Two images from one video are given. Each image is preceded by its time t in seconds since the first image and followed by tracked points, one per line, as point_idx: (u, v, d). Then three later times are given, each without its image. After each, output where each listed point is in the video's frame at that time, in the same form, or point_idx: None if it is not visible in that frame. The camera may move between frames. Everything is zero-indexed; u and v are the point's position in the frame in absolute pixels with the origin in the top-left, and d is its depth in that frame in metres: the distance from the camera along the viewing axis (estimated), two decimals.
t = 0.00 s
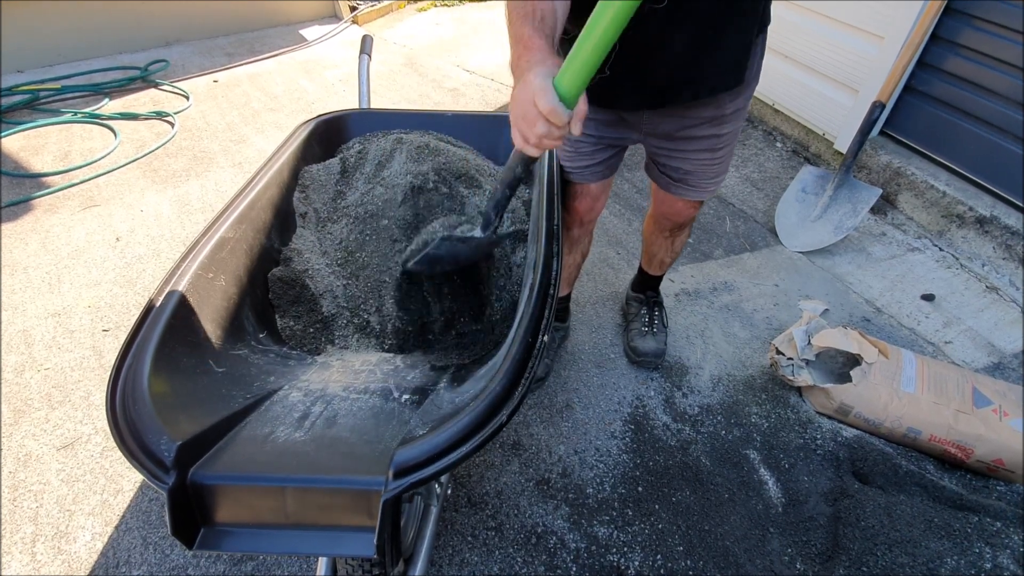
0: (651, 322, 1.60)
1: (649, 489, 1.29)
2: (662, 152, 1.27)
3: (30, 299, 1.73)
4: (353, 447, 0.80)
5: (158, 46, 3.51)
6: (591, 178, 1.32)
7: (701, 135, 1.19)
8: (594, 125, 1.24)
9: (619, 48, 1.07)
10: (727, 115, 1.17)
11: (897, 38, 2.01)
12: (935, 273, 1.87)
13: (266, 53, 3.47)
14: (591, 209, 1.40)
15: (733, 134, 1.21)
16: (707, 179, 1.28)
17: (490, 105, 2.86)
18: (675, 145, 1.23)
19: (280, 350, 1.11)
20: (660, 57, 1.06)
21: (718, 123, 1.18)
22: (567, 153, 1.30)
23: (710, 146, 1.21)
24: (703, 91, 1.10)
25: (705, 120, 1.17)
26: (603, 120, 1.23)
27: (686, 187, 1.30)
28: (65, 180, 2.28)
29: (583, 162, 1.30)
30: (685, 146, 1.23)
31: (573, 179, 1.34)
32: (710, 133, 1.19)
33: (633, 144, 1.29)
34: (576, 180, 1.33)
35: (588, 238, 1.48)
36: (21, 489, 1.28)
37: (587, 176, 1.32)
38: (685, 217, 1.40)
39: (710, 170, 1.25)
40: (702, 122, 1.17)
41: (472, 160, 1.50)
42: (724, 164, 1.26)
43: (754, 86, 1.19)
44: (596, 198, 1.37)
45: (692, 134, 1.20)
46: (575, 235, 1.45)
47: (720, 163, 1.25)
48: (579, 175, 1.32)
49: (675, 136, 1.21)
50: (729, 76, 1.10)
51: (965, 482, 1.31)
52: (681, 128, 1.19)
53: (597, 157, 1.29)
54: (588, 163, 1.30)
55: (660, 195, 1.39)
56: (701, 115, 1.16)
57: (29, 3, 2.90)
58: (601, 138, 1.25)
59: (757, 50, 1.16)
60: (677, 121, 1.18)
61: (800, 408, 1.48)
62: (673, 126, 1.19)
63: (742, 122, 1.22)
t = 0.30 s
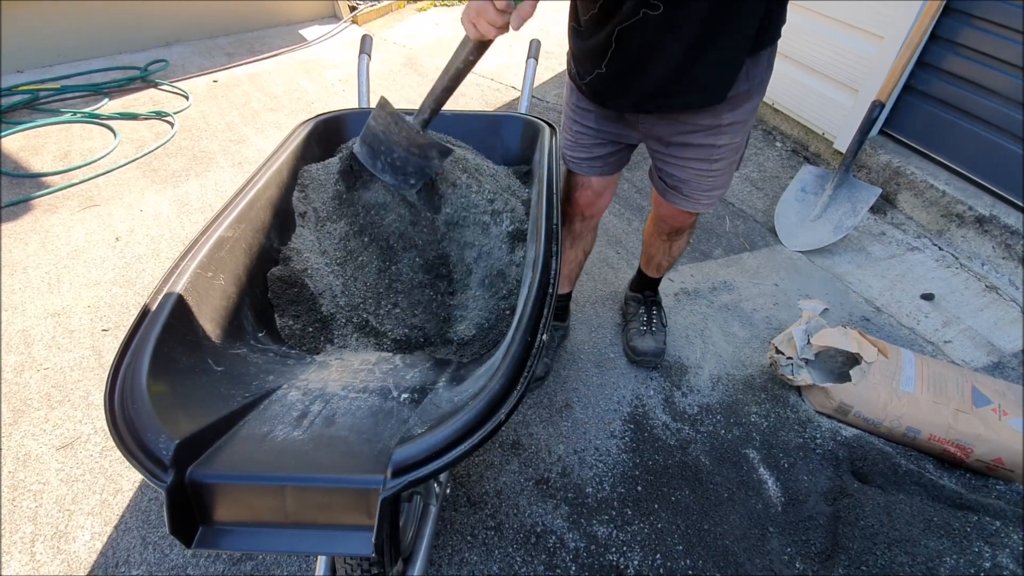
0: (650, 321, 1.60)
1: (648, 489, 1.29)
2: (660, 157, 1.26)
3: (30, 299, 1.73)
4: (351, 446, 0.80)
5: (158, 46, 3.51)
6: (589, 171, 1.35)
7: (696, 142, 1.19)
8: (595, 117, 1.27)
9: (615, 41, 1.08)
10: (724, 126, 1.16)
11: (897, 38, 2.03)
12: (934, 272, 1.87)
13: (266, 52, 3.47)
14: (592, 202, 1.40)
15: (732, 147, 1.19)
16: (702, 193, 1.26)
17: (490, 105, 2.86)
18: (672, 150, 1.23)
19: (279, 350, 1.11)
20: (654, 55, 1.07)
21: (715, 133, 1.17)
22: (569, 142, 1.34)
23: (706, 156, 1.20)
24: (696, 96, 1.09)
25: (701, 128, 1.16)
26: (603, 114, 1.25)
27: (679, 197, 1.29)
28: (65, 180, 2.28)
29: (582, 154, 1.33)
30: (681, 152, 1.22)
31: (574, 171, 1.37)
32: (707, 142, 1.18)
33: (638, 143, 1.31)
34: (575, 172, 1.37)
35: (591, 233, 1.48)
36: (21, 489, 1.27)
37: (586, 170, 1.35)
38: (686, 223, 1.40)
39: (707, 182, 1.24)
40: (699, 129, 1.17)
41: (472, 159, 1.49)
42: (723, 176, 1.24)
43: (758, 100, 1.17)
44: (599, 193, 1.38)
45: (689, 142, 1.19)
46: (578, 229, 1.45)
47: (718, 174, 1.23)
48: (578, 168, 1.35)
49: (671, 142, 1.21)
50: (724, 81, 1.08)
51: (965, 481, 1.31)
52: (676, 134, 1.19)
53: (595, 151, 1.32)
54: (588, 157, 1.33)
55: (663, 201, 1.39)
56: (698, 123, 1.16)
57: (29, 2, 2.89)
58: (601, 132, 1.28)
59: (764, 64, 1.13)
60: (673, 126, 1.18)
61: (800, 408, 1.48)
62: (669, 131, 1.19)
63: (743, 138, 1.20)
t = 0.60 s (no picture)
0: (650, 321, 1.60)
1: (648, 489, 1.29)
2: (664, 156, 1.26)
3: (29, 300, 1.73)
4: (350, 447, 0.80)
5: (157, 47, 3.51)
6: (590, 174, 1.35)
7: (701, 140, 1.19)
8: (597, 118, 1.26)
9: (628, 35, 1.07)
10: (730, 124, 1.15)
11: (897, 37, 2.03)
12: (934, 272, 1.87)
13: (265, 53, 3.47)
14: (589, 207, 1.40)
15: (738, 145, 1.18)
16: (706, 192, 1.26)
17: (490, 105, 2.86)
18: (677, 148, 1.23)
19: (279, 350, 1.11)
20: (667, 50, 1.06)
21: (720, 131, 1.16)
22: (570, 144, 1.34)
23: (712, 155, 1.20)
24: (707, 93, 1.09)
25: (707, 126, 1.16)
26: (606, 114, 1.25)
27: (684, 196, 1.29)
28: (65, 181, 2.28)
29: (583, 157, 1.33)
30: (686, 150, 1.22)
31: (572, 173, 1.36)
32: (712, 140, 1.18)
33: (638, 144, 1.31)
34: (575, 174, 1.36)
35: (590, 237, 1.48)
36: (20, 489, 1.27)
37: (587, 172, 1.34)
38: (685, 218, 1.40)
39: (712, 180, 1.24)
40: (704, 128, 1.16)
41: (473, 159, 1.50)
42: (729, 175, 1.23)
43: (767, 98, 1.16)
44: (597, 197, 1.38)
45: (694, 140, 1.19)
46: (575, 233, 1.45)
47: (723, 172, 1.22)
48: (578, 170, 1.35)
49: (675, 139, 1.21)
50: (734, 82, 1.08)
51: (965, 481, 1.31)
52: (682, 132, 1.19)
53: (596, 153, 1.31)
54: (589, 159, 1.32)
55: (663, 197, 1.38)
56: (704, 121, 1.15)
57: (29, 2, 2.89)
58: (603, 132, 1.28)
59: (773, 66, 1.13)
60: (679, 124, 1.18)
61: (800, 408, 1.48)
62: (675, 129, 1.19)
63: (751, 137, 1.19)
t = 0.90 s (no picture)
0: (650, 321, 1.60)
1: (649, 489, 1.29)
2: (658, 150, 1.26)
3: (30, 301, 1.73)
4: (349, 448, 0.79)
5: (157, 47, 3.51)
6: (587, 172, 1.34)
7: (694, 131, 1.18)
8: (590, 119, 1.25)
9: (618, 42, 1.07)
10: (721, 112, 1.15)
11: (898, 37, 2.03)
12: (935, 271, 1.86)
13: (266, 53, 3.47)
14: (587, 204, 1.40)
15: (728, 131, 1.19)
16: (703, 176, 1.26)
17: (490, 105, 2.86)
18: (670, 142, 1.22)
19: (279, 351, 1.11)
20: (660, 55, 1.07)
21: (713, 119, 1.16)
22: (563, 145, 1.33)
23: (703, 143, 1.20)
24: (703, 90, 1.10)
25: (699, 116, 1.15)
26: (599, 114, 1.24)
27: (681, 184, 1.29)
28: (65, 181, 2.28)
29: (578, 157, 1.32)
30: (680, 143, 1.21)
31: (568, 172, 1.36)
32: (705, 130, 1.17)
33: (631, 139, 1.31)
34: (572, 173, 1.35)
35: (586, 235, 1.48)
36: (21, 490, 1.27)
37: (582, 171, 1.34)
38: (683, 215, 1.40)
39: (706, 165, 1.24)
40: (697, 119, 1.16)
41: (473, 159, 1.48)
42: (719, 160, 1.24)
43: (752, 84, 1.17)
44: (594, 194, 1.38)
45: (687, 132, 1.19)
46: (573, 231, 1.45)
47: (715, 159, 1.23)
48: (574, 170, 1.34)
49: (669, 134, 1.21)
50: (729, 77, 1.09)
51: (966, 482, 1.31)
52: (675, 126, 1.18)
53: (590, 152, 1.31)
54: (584, 158, 1.32)
55: (659, 195, 1.38)
56: (695, 112, 1.15)
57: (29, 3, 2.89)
58: (597, 132, 1.27)
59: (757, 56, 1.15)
60: (672, 118, 1.17)
61: (801, 408, 1.48)
62: (667, 123, 1.19)
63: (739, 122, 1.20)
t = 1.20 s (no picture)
0: (651, 321, 1.59)
1: (649, 489, 1.29)
2: (650, 150, 1.26)
3: (30, 301, 1.73)
4: (349, 447, 0.79)
5: (158, 47, 3.51)
6: (583, 174, 1.34)
7: (684, 129, 1.19)
8: (584, 121, 1.25)
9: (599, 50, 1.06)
10: (710, 109, 1.16)
11: (898, 38, 2.03)
12: (936, 271, 1.86)
13: (266, 53, 3.47)
14: (587, 204, 1.41)
15: (717, 127, 1.20)
16: (693, 174, 1.27)
17: (490, 105, 2.86)
18: (661, 142, 1.23)
19: (279, 350, 1.11)
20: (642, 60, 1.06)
21: (702, 117, 1.17)
22: (557, 148, 1.32)
23: (694, 141, 1.21)
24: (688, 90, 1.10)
25: (688, 115, 1.17)
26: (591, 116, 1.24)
27: (674, 183, 1.30)
28: (66, 181, 2.28)
29: (573, 158, 1.32)
30: (671, 143, 1.22)
31: (567, 175, 1.35)
32: (694, 127, 1.18)
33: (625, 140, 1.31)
34: (569, 175, 1.35)
35: (585, 234, 1.47)
36: (21, 489, 1.27)
37: (579, 172, 1.34)
38: (679, 211, 1.40)
39: (697, 163, 1.25)
40: (685, 116, 1.17)
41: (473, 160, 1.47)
42: (707, 157, 1.25)
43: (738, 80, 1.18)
44: (592, 193, 1.38)
45: (677, 131, 1.20)
46: (572, 231, 1.45)
47: (704, 156, 1.24)
48: (570, 171, 1.34)
49: (661, 134, 1.21)
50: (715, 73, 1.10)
51: (967, 482, 1.31)
52: (665, 125, 1.19)
53: (584, 153, 1.31)
54: (580, 159, 1.31)
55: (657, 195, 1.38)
56: (684, 111, 1.16)
57: (29, 2, 2.89)
58: (591, 133, 1.27)
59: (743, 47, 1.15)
60: (662, 118, 1.18)
61: (802, 408, 1.47)
62: (658, 123, 1.19)
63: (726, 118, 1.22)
